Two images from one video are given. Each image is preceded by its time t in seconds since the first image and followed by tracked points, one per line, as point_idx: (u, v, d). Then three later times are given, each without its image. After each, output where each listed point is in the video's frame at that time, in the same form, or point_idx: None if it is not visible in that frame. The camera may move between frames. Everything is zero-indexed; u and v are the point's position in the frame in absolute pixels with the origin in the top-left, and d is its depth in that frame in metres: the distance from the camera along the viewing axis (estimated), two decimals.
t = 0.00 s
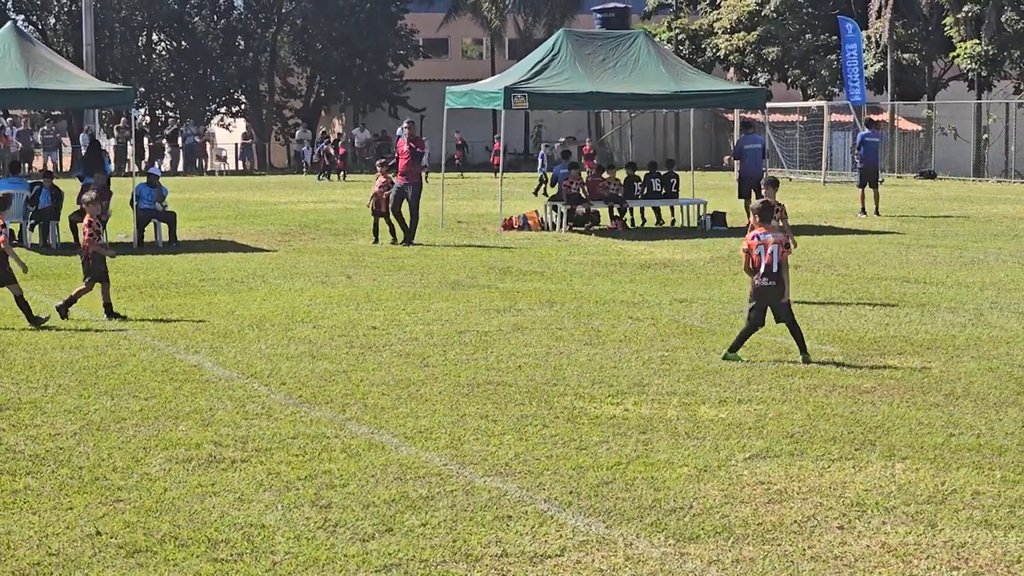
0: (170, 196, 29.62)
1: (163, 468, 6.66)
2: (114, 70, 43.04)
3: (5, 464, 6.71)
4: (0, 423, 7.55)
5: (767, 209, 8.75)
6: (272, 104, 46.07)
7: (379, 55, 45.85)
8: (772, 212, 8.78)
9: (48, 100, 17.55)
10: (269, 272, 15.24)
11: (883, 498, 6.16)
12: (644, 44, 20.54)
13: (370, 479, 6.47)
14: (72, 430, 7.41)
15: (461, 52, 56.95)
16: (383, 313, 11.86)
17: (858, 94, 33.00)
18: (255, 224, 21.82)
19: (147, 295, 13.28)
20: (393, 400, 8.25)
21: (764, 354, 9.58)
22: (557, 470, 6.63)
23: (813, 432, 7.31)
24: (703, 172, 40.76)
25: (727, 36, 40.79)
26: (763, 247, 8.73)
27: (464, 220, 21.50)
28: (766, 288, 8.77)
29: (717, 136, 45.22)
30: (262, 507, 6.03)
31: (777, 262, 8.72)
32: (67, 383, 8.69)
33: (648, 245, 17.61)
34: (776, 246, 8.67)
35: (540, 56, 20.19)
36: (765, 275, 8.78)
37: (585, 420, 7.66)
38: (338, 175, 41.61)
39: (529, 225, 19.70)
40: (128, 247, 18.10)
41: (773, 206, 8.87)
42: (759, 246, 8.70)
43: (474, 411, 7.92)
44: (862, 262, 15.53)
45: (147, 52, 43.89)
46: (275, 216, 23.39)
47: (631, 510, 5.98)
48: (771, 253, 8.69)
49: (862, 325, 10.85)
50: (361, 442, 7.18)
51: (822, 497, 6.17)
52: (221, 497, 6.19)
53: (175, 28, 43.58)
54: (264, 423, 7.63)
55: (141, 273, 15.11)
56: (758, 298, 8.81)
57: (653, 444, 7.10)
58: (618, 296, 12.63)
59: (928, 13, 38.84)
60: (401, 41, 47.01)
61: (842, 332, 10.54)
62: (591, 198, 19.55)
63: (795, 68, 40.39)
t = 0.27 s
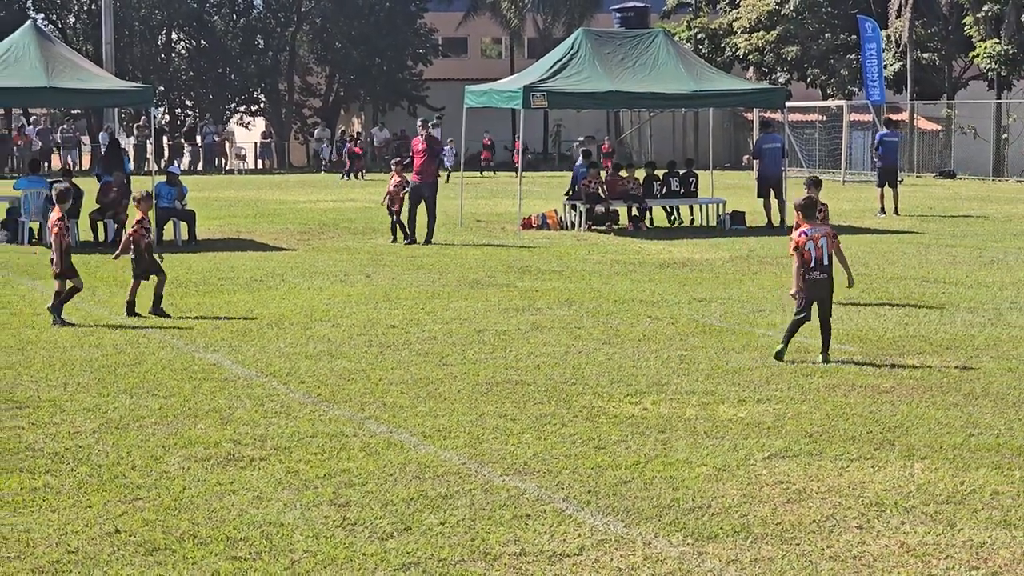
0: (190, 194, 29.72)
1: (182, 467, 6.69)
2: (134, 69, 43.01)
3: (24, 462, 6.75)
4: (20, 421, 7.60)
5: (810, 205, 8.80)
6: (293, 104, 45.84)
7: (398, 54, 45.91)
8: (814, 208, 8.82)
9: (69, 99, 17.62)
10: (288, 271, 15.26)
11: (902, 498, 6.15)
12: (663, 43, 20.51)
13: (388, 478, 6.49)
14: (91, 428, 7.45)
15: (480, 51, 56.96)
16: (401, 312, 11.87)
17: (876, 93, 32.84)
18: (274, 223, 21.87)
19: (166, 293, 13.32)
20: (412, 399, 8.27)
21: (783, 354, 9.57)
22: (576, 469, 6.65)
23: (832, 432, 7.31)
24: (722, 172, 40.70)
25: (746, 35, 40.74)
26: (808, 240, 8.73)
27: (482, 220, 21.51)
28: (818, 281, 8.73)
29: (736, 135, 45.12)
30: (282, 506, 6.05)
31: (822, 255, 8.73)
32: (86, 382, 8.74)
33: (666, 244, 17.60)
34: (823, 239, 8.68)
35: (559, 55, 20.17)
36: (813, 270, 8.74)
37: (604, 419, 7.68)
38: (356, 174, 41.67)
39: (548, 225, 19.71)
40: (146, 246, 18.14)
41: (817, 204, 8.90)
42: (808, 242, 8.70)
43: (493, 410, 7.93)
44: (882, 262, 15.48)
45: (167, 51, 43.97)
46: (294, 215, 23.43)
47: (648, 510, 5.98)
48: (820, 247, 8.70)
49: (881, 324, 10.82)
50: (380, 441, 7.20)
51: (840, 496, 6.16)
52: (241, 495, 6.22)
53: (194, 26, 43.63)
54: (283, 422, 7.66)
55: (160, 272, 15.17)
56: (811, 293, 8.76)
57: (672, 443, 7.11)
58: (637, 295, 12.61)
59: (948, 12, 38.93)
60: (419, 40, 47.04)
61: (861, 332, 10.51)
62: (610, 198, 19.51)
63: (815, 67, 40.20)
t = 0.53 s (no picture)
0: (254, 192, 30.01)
1: (246, 463, 6.79)
2: (197, 67, 44.00)
3: (91, 458, 6.88)
4: (86, 417, 7.74)
5: (893, 203, 8.77)
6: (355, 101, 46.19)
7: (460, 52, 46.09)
8: (899, 206, 8.77)
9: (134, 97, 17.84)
10: (352, 269, 15.38)
11: (969, 497, 6.11)
12: (727, 40, 20.42)
13: (452, 475, 6.55)
14: (156, 425, 7.58)
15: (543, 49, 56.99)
16: (465, 310, 11.93)
17: (941, 90, 32.46)
18: (337, 220, 22.04)
19: (230, 290, 13.48)
20: (475, 396, 8.32)
21: (848, 353, 9.50)
22: (640, 466, 6.67)
23: (897, 431, 7.26)
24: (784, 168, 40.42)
25: (810, 32, 40.55)
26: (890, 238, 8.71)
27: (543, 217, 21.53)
28: (900, 282, 8.70)
29: (799, 133, 44.91)
30: (346, 502, 6.13)
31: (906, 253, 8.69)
32: (151, 378, 8.87)
33: (728, 242, 17.52)
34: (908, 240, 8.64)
35: (622, 53, 20.15)
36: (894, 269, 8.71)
37: (668, 417, 7.68)
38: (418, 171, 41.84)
39: (611, 222, 19.69)
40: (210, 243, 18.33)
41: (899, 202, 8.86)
42: (892, 240, 8.65)
43: (556, 407, 7.97)
44: (947, 260, 15.31)
45: (231, 49, 44.48)
46: (358, 213, 23.61)
47: (713, 508, 5.99)
48: (904, 246, 8.65)
49: (947, 324, 10.71)
50: (443, 438, 7.26)
51: (904, 496, 6.14)
52: (305, 491, 6.30)
53: (258, 24, 44.04)
54: (348, 418, 7.74)
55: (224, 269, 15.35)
56: (890, 293, 8.74)
57: (735, 442, 7.10)
58: (701, 293, 12.58)
59: (1015, 7, 38.20)
60: (482, 37, 47.16)
61: (927, 331, 10.40)
62: (673, 195, 19.41)
63: (879, 64, 39.87)
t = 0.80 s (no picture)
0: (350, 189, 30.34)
1: (343, 458, 6.93)
2: (293, 63, 44.75)
3: (191, 451, 7.05)
4: (185, 411, 7.93)
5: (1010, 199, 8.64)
6: (449, 97, 46.76)
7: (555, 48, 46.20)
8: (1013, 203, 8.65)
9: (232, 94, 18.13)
10: (447, 265, 15.51)
11: None
12: (824, 36, 20.26)
13: (548, 471, 6.63)
14: (254, 419, 7.75)
15: (638, 45, 56.89)
16: (560, 306, 11.98)
17: None
18: (432, 216, 22.23)
19: (327, 286, 13.69)
20: (571, 393, 8.39)
21: (947, 351, 9.41)
22: (737, 463, 6.69)
23: (997, 430, 7.20)
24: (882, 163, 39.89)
25: (908, 28, 39.91)
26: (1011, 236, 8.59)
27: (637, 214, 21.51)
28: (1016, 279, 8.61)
29: (897, 129, 44.47)
30: (443, 497, 6.24)
31: None
32: (249, 373, 9.07)
33: (824, 239, 17.36)
34: None
35: (718, 49, 20.05)
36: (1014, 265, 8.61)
37: (764, 414, 7.69)
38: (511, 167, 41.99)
39: (706, 219, 19.58)
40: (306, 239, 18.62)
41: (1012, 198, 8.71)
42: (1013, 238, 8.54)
43: (652, 403, 8.01)
44: None
45: (326, 46, 45.24)
46: (452, 209, 23.78)
47: (811, 506, 6.00)
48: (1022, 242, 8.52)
49: None
50: (540, 434, 7.34)
51: (1005, 495, 6.08)
52: (402, 485, 6.43)
53: (354, 21, 44.54)
54: (444, 414, 7.85)
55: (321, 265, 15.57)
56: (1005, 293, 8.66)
57: (832, 440, 7.09)
58: (798, 290, 12.50)
59: None
60: (577, 33, 47.21)
61: None
62: (770, 192, 19.30)
63: (977, 60, 39.45)
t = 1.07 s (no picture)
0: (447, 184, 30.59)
1: (443, 453, 7.05)
2: (393, 59, 44.73)
3: (294, 445, 7.21)
4: (287, 405, 8.11)
5: None
6: (548, 93, 46.83)
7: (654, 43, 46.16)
8: None
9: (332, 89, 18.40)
10: (545, 260, 15.61)
11: None
12: (927, 31, 20.02)
13: (650, 467, 6.70)
14: (356, 413, 7.91)
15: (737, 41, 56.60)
16: (659, 302, 12.03)
17: None
18: (530, 212, 22.37)
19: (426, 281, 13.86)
20: (671, 389, 8.45)
21: None
22: (839, 461, 6.71)
23: None
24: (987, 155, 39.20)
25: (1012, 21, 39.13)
26: None
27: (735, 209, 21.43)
28: None
29: (999, 126, 43.72)
30: (544, 492, 6.34)
31: None
32: (350, 368, 9.24)
33: (926, 235, 17.16)
34: None
35: (820, 44, 19.92)
36: None
37: (866, 412, 7.68)
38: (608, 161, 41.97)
39: (806, 215, 19.47)
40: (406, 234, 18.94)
41: None
42: None
43: (754, 400, 8.05)
44: None
45: (425, 41, 45.36)
46: (550, 205, 23.89)
47: (914, 503, 6.01)
48: None
49: None
50: (640, 430, 7.41)
51: None
52: (503, 480, 6.54)
53: (452, 17, 44.86)
54: (544, 410, 7.96)
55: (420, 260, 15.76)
56: None
57: (935, 438, 7.07)
58: (899, 287, 12.41)
59: None
60: (675, 29, 47.24)
61: None
62: (869, 189, 19.16)
63: None
